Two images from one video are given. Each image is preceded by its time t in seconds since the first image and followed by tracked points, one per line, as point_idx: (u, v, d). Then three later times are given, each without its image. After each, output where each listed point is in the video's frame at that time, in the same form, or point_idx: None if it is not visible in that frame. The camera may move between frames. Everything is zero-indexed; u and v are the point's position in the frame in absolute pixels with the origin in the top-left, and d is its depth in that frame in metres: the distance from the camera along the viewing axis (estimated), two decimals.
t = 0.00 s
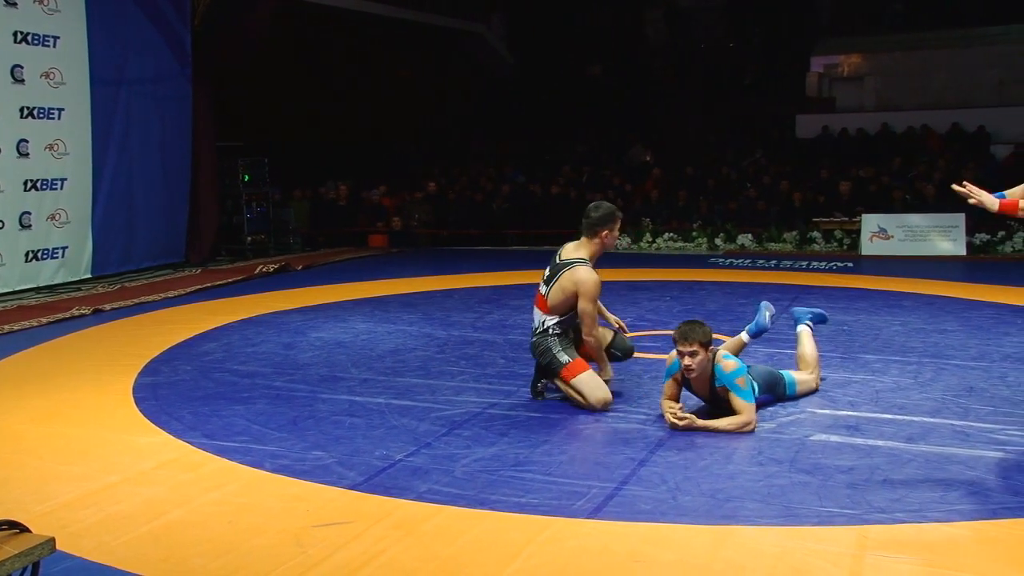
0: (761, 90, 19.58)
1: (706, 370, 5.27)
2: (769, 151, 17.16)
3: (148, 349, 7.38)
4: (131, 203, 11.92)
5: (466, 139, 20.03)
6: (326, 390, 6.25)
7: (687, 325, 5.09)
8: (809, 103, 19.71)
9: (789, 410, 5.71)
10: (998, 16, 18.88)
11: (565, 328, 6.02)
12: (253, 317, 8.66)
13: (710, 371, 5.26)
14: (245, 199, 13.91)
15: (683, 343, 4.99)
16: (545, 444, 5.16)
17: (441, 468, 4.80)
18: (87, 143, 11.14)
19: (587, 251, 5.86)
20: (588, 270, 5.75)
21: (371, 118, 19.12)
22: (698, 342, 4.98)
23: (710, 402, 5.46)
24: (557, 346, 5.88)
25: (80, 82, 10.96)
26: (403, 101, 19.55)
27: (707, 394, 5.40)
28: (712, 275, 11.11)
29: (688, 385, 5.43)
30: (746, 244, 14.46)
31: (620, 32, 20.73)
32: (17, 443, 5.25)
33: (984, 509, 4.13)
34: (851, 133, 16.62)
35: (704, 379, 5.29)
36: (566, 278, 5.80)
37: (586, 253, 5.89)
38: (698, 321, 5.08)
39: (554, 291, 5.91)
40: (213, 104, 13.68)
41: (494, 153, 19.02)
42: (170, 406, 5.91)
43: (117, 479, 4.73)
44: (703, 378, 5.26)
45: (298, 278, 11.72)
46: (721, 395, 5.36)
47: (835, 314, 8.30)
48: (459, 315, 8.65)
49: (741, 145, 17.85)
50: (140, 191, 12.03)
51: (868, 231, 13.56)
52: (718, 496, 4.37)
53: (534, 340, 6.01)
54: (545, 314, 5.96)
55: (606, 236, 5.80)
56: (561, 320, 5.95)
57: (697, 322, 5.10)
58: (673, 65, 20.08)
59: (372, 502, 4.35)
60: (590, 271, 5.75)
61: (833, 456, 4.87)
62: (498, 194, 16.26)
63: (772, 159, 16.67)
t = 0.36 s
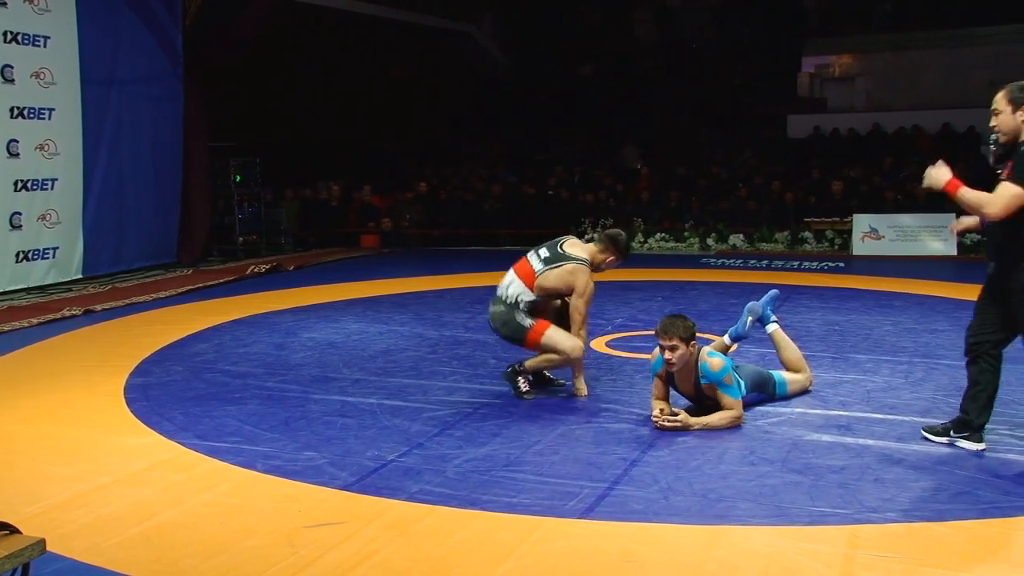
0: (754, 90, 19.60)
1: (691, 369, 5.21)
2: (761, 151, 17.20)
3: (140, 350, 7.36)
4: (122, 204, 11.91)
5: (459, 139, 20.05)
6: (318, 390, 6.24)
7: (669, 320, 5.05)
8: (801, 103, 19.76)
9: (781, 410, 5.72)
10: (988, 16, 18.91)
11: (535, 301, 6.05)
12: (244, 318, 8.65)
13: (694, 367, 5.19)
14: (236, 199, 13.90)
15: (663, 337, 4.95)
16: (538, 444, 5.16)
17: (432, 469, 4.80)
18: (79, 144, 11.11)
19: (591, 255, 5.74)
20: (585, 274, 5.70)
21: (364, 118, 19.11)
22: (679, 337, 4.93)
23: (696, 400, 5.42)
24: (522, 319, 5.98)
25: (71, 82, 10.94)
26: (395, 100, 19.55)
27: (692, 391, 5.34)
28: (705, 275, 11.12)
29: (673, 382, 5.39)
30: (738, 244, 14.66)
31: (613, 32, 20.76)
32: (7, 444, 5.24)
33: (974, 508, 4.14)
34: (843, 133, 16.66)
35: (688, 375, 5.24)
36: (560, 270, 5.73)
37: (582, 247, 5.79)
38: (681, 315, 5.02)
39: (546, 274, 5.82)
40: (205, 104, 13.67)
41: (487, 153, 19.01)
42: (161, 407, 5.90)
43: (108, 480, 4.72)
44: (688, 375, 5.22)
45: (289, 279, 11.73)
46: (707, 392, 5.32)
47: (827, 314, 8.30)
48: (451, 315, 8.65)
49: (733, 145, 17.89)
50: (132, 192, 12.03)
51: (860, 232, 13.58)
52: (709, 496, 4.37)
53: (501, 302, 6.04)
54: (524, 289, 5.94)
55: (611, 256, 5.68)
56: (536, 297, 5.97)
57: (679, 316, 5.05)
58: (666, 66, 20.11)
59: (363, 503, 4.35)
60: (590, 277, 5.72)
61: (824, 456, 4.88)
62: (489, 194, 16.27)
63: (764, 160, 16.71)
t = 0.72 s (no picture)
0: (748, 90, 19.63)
1: (688, 373, 5.20)
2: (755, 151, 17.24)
3: (134, 350, 7.35)
4: (116, 204, 11.89)
5: (454, 139, 20.04)
6: (312, 390, 6.24)
7: (665, 327, 5.02)
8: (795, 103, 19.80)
9: (775, 410, 5.73)
10: (979, 17, 18.95)
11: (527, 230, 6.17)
12: (238, 318, 8.64)
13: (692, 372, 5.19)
14: (230, 199, 13.89)
15: (662, 346, 4.92)
16: (532, 444, 5.16)
17: (427, 469, 4.80)
18: (73, 144, 11.09)
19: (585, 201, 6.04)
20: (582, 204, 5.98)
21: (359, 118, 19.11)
22: (677, 346, 4.91)
23: (692, 402, 5.41)
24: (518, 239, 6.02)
25: (65, 82, 10.92)
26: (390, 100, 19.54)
27: (690, 394, 5.33)
28: (699, 275, 11.13)
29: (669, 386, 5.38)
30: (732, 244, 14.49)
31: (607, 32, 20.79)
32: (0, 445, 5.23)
33: (967, 507, 4.15)
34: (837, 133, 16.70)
35: (686, 380, 5.23)
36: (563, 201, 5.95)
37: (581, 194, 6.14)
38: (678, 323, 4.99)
39: (551, 194, 6.08)
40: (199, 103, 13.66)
41: (482, 152, 19.00)
42: (155, 408, 5.89)
43: (102, 480, 4.71)
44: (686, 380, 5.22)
45: (283, 278, 11.72)
46: (704, 396, 5.31)
47: (821, 313, 8.31)
48: (445, 315, 8.65)
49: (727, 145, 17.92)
50: (126, 192, 12.01)
51: (854, 232, 13.49)
52: (704, 496, 4.37)
53: (498, 218, 6.11)
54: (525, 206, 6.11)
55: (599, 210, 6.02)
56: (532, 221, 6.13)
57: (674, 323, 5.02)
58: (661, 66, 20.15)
59: (358, 503, 4.34)
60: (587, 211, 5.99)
61: (819, 455, 4.88)
62: (483, 194, 16.28)
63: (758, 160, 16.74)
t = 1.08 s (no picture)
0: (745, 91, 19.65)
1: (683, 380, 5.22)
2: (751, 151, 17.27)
3: (130, 350, 7.34)
4: (112, 205, 11.88)
5: (451, 139, 20.04)
6: (308, 391, 6.24)
7: (644, 372, 5.04)
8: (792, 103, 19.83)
9: (771, 410, 5.73)
10: (975, 17, 19.01)
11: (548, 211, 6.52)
12: (235, 318, 8.64)
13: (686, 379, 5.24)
14: (226, 199, 13.87)
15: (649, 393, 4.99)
16: (529, 444, 5.15)
17: (424, 469, 4.80)
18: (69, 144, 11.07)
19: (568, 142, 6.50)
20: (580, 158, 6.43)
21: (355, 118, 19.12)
22: (659, 386, 4.99)
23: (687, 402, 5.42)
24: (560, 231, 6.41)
25: (61, 83, 10.92)
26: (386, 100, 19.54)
27: (683, 395, 5.33)
28: (696, 275, 11.14)
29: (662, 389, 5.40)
30: (729, 244, 14.55)
31: (604, 33, 20.82)
32: None
33: (962, 507, 4.15)
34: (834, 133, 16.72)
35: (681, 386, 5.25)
36: (570, 162, 6.34)
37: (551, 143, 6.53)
38: (663, 371, 5.00)
39: (561, 173, 6.36)
40: (195, 105, 13.66)
41: (479, 152, 19.02)
42: (151, 408, 5.89)
43: (97, 481, 4.70)
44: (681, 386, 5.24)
45: (279, 278, 11.72)
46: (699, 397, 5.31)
47: (817, 314, 8.32)
48: (442, 316, 8.65)
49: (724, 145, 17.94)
50: (122, 192, 12.01)
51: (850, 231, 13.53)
52: (701, 496, 4.37)
53: (535, 221, 6.34)
54: (549, 197, 6.37)
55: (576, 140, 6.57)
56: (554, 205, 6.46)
57: (660, 367, 5.03)
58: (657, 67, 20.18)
59: (354, 503, 4.34)
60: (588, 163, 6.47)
61: (815, 455, 4.88)
62: (480, 194, 16.29)
63: (755, 159, 16.75)
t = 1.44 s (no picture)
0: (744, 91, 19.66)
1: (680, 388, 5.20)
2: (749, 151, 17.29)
3: (128, 351, 7.34)
4: (111, 204, 11.88)
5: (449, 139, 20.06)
6: (306, 391, 6.24)
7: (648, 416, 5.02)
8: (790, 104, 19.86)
9: (770, 411, 5.73)
10: (972, 17, 19.05)
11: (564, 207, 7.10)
12: (233, 319, 8.63)
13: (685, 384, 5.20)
14: (224, 200, 13.85)
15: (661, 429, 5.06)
16: (527, 445, 5.16)
17: (422, 470, 4.80)
18: (66, 144, 11.06)
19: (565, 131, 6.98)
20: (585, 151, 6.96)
21: (353, 118, 19.11)
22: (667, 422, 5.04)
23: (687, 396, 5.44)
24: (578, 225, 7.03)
25: (59, 83, 10.91)
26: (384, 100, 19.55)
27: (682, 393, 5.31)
28: (694, 275, 11.15)
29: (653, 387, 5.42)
30: (727, 245, 14.44)
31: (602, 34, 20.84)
32: None
33: (960, 507, 4.15)
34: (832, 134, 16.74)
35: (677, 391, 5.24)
36: (586, 159, 6.90)
37: (558, 139, 6.96)
38: (659, 404, 5.00)
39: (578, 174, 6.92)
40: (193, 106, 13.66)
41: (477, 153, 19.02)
42: (150, 409, 5.89)
43: (96, 482, 4.70)
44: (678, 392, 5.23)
45: (278, 279, 11.73)
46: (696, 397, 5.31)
47: (815, 314, 8.34)
48: (441, 316, 8.65)
49: (722, 146, 17.96)
50: (120, 192, 12.00)
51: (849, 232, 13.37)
52: (699, 496, 4.37)
53: (561, 221, 6.92)
54: (570, 197, 6.94)
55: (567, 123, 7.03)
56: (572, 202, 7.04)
57: (657, 399, 5.02)
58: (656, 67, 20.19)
59: (352, 504, 4.34)
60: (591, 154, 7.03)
61: (813, 455, 4.89)
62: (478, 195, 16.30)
63: (753, 159, 16.77)
